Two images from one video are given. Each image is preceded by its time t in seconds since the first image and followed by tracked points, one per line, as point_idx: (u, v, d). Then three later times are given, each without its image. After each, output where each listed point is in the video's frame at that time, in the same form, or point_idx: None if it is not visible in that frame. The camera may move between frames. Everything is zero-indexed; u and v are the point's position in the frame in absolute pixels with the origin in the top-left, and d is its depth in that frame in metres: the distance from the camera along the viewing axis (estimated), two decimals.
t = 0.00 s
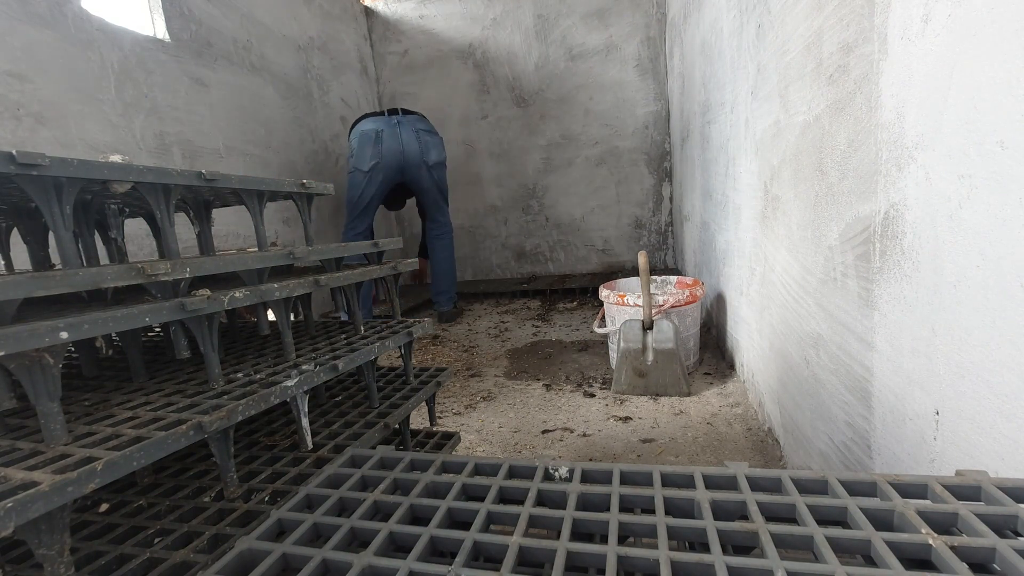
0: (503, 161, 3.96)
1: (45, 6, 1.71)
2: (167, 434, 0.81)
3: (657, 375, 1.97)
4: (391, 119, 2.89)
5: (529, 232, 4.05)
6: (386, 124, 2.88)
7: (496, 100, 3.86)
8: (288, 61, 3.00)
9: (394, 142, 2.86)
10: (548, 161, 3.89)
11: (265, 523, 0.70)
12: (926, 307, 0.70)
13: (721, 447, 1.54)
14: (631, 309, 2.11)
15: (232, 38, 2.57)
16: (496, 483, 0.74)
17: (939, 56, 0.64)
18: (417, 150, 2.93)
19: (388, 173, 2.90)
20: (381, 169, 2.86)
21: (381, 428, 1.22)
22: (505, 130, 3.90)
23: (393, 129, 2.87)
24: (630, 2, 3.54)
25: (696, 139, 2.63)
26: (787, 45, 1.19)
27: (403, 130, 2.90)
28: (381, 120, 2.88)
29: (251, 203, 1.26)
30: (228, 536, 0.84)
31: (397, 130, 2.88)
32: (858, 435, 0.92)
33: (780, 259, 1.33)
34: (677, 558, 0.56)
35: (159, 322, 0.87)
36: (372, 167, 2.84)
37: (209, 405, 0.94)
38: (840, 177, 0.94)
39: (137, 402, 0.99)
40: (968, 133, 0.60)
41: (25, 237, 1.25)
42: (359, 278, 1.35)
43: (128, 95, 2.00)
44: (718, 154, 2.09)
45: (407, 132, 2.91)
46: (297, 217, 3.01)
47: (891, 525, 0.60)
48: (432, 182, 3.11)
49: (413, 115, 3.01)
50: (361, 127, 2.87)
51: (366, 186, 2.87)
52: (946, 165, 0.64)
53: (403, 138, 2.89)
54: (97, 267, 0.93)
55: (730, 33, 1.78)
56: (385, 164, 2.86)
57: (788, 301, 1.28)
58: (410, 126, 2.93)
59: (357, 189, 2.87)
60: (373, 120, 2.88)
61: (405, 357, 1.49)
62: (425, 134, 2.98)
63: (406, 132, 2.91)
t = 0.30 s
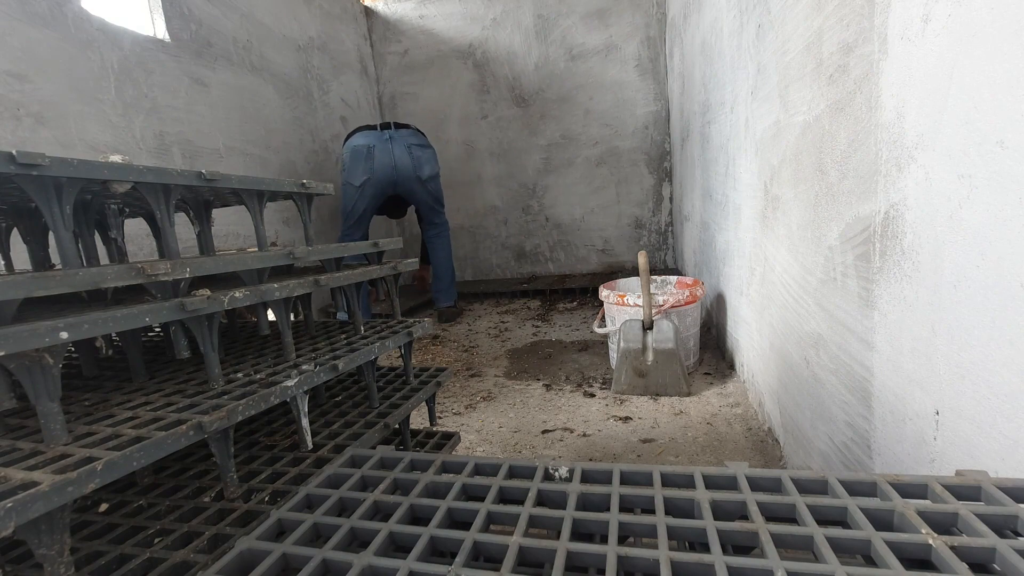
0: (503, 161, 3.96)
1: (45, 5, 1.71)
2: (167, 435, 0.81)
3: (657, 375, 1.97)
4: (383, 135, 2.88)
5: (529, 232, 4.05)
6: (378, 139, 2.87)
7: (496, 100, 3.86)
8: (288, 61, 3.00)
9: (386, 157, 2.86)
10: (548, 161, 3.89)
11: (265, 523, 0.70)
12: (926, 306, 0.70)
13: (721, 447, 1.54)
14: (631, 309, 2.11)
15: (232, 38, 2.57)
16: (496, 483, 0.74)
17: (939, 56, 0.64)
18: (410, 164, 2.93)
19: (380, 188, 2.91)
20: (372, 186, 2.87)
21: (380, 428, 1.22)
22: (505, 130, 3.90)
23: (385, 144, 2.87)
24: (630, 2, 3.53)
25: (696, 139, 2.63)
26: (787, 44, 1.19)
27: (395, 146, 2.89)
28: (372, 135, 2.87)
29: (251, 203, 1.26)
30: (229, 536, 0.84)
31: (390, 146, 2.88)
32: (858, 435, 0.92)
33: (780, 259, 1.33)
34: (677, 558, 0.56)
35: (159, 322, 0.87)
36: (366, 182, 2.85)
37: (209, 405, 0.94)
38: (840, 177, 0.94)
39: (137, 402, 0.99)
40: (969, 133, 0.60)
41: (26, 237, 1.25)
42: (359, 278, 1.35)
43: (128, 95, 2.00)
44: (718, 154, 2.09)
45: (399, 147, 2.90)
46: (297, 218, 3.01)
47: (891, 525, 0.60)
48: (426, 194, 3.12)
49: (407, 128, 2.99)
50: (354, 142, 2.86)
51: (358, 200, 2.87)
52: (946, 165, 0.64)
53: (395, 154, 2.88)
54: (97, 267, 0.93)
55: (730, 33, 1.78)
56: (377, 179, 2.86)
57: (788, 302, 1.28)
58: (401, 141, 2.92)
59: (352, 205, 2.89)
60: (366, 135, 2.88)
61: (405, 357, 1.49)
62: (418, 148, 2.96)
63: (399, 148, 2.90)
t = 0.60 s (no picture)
0: (503, 161, 3.96)
1: (45, 5, 1.71)
2: (168, 434, 0.81)
3: (657, 375, 1.97)
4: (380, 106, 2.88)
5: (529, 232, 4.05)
6: (375, 111, 2.88)
7: (496, 100, 3.86)
8: (288, 61, 3.00)
9: (380, 132, 2.87)
10: (548, 161, 3.89)
11: (265, 523, 0.70)
12: (926, 306, 0.70)
13: (721, 447, 1.54)
14: (631, 309, 2.11)
15: (232, 38, 2.57)
16: (496, 483, 0.74)
17: (939, 56, 0.64)
18: (403, 142, 2.91)
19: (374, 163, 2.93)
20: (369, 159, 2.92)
21: (381, 428, 1.22)
22: (505, 130, 3.90)
23: (381, 117, 2.87)
24: (630, 2, 3.53)
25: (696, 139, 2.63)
26: (787, 44, 1.19)
27: (390, 120, 2.88)
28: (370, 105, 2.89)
29: (251, 203, 1.26)
30: (228, 536, 0.84)
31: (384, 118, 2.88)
32: (858, 435, 0.92)
33: (780, 259, 1.33)
34: (677, 558, 0.56)
35: (159, 322, 0.87)
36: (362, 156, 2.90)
37: (209, 405, 0.94)
38: (840, 177, 0.94)
39: (137, 402, 0.99)
40: (969, 133, 0.60)
41: (26, 237, 1.25)
42: (359, 278, 1.35)
43: (128, 95, 2.00)
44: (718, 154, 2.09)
45: (395, 121, 2.89)
46: (297, 217, 3.01)
47: (891, 525, 0.60)
48: (420, 176, 3.08)
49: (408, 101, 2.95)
50: (353, 113, 2.89)
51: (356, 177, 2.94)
52: (946, 165, 0.64)
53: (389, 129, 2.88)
54: (97, 267, 0.93)
55: (730, 33, 1.78)
56: (372, 153, 2.89)
57: (788, 301, 1.28)
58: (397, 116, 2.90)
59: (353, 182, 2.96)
60: (365, 105, 2.89)
61: (405, 357, 1.49)
62: (413, 126, 2.92)
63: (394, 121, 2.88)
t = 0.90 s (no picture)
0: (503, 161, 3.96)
1: (45, 5, 1.71)
2: (167, 434, 0.81)
3: (657, 375, 1.97)
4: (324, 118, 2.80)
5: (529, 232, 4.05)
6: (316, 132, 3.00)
7: (496, 100, 3.86)
8: (288, 61, 3.00)
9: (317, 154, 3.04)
10: (548, 161, 3.89)
11: (265, 523, 0.70)
12: (926, 306, 0.70)
13: (721, 447, 1.54)
14: (631, 309, 2.11)
15: (232, 38, 2.57)
16: (496, 483, 0.74)
17: (939, 56, 0.64)
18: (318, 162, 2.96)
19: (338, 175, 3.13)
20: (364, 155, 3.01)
21: (380, 428, 1.22)
22: (505, 130, 3.90)
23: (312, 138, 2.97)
24: (630, 2, 3.53)
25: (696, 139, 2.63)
26: (787, 44, 1.19)
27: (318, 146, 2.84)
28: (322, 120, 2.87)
29: (251, 203, 1.26)
30: (229, 536, 0.84)
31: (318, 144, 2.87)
32: (858, 435, 0.92)
33: (780, 259, 1.33)
34: (677, 558, 0.56)
35: (159, 322, 0.87)
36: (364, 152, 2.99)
37: (209, 405, 0.94)
38: (840, 177, 0.94)
39: (137, 402, 0.99)
40: (969, 133, 0.60)
41: (26, 237, 1.25)
42: (359, 278, 1.35)
43: (128, 95, 2.00)
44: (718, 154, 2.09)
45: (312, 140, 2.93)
46: (297, 217, 3.01)
47: (891, 525, 0.60)
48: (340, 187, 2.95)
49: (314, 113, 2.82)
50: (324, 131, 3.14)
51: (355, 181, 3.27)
52: (946, 165, 0.64)
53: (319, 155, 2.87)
54: (97, 267, 0.93)
55: (730, 33, 1.78)
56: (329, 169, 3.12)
57: (788, 301, 1.28)
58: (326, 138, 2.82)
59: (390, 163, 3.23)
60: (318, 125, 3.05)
61: (405, 357, 1.49)
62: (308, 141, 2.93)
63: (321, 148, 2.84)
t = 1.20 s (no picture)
0: (503, 162, 3.96)
1: (45, 5, 1.71)
2: (167, 435, 0.81)
3: (657, 375, 1.97)
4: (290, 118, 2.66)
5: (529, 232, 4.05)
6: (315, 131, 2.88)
7: (496, 100, 3.86)
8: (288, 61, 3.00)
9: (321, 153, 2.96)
10: (548, 161, 3.89)
11: (265, 523, 0.70)
12: (926, 307, 0.70)
13: (721, 447, 1.54)
14: (631, 309, 2.11)
15: (231, 38, 2.57)
16: (496, 483, 0.74)
17: (940, 56, 0.64)
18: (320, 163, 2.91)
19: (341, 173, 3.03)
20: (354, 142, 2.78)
21: (380, 428, 1.22)
22: (505, 130, 3.90)
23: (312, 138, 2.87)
24: (630, 2, 3.53)
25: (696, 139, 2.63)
26: (787, 44, 1.19)
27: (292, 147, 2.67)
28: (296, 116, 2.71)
29: (251, 203, 1.26)
30: (229, 536, 0.84)
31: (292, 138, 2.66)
32: (858, 435, 0.92)
33: (780, 259, 1.33)
34: (677, 558, 0.56)
35: (159, 322, 0.87)
36: (350, 141, 2.74)
37: (209, 405, 0.94)
38: (840, 177, 0.94)
39: (137, 402, 0.99)
40: (969, 132, 0.60)
41: (26, 237, 1.25)
42: (359, 278, 1.35)
43: (127, 95, 1.99)
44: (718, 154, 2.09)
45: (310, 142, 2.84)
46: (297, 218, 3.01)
47: (891, 525, 0.60)
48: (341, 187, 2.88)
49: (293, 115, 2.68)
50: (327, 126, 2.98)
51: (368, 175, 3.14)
52: (946, 165, 0.64)
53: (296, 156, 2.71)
54: (97, 267, 0.93)
55: (730, 33, 1.78)
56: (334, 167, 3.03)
57: (788, 301, 1.28)
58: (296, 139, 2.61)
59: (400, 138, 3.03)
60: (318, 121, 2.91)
61: (405, 357, 1.49)
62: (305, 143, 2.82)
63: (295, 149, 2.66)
